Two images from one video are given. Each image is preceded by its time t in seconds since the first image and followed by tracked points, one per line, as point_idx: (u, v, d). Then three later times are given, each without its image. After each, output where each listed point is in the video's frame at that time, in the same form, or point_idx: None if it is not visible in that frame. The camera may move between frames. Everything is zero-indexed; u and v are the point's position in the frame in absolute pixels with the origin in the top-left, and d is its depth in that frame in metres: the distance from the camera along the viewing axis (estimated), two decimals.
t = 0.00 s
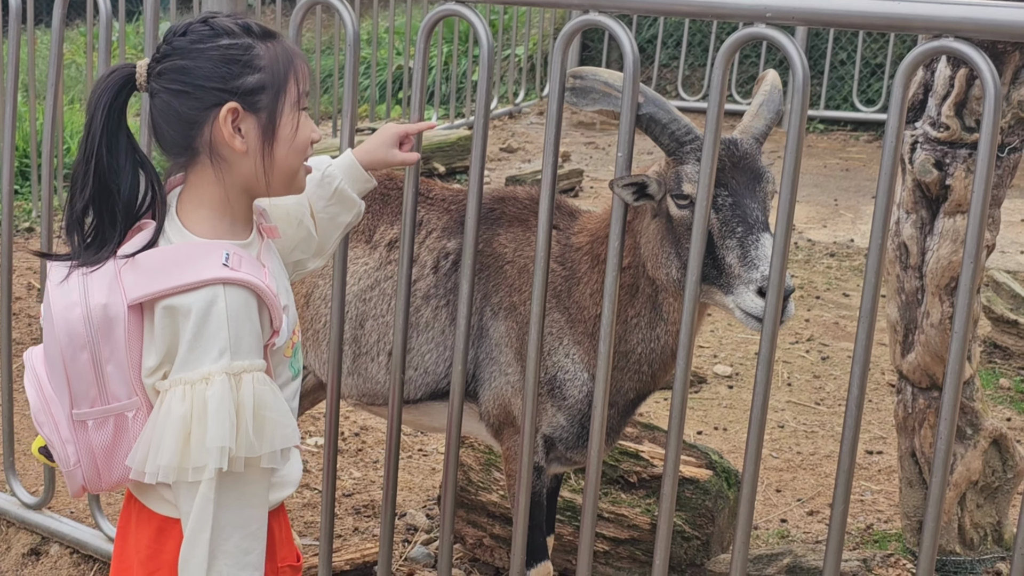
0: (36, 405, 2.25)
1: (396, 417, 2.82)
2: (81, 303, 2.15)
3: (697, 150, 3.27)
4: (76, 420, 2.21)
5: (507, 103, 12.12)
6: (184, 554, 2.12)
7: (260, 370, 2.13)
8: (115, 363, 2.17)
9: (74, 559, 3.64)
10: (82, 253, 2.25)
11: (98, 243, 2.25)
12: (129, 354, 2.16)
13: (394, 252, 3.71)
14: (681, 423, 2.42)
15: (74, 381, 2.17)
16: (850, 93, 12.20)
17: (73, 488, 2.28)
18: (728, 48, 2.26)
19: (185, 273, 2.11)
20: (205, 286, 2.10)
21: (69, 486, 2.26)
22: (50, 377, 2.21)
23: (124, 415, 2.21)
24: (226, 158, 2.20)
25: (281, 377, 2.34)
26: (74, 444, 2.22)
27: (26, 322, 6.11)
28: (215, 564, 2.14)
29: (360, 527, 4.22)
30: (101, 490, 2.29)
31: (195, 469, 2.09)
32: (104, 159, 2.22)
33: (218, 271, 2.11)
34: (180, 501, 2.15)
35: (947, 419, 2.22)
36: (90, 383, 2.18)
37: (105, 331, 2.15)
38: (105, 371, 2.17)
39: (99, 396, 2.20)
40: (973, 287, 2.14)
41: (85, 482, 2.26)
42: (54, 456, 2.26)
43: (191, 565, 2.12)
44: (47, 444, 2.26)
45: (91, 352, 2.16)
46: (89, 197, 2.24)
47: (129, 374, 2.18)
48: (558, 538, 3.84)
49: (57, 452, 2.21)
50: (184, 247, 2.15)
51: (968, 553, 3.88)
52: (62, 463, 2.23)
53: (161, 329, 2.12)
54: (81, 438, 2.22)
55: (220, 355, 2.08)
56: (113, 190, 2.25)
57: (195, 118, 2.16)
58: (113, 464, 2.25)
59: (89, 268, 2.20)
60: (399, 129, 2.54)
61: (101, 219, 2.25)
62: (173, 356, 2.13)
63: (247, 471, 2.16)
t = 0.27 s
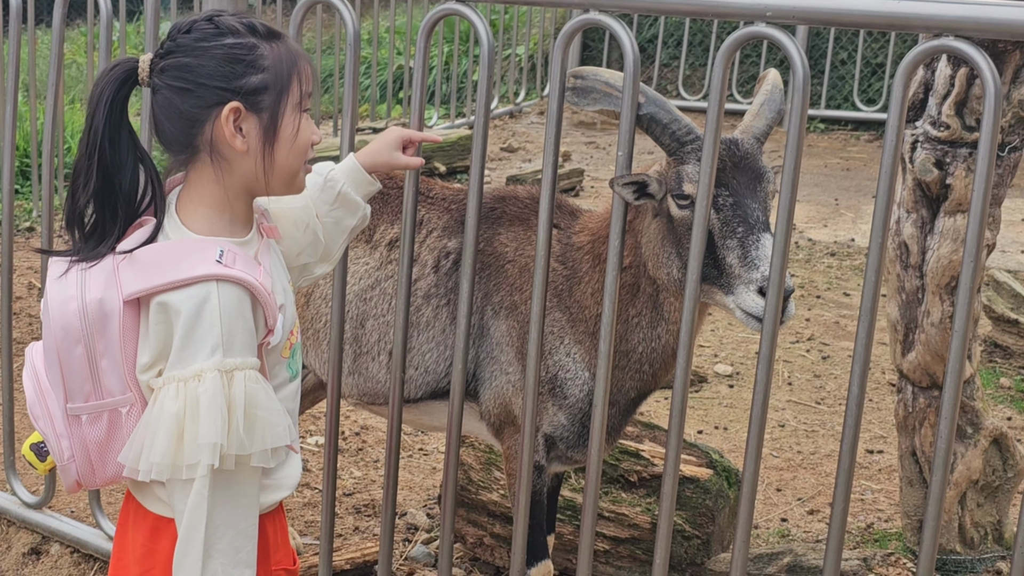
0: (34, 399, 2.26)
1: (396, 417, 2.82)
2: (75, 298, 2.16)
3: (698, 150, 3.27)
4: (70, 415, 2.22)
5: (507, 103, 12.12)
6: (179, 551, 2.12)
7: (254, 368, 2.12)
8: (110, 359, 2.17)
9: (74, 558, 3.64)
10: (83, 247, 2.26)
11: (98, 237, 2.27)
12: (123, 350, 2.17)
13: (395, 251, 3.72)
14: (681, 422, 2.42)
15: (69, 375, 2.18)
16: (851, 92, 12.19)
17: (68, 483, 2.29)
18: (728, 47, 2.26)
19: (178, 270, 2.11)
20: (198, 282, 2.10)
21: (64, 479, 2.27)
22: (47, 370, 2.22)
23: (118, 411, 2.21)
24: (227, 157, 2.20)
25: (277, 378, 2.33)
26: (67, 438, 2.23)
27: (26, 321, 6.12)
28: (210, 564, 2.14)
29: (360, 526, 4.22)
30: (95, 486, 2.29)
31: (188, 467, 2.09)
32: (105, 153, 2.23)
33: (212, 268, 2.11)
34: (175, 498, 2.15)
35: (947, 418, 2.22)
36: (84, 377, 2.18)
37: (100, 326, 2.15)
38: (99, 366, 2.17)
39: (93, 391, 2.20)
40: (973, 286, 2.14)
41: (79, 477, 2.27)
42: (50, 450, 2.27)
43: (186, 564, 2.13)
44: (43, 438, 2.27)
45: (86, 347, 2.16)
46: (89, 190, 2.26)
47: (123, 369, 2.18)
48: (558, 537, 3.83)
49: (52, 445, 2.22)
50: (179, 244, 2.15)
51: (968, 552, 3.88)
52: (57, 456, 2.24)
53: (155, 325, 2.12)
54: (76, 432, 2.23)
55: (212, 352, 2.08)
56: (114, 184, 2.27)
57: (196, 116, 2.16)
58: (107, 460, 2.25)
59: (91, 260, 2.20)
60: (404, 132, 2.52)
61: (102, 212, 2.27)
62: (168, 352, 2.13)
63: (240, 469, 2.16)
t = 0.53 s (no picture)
0: (32, 398, 2.27)
1: (396, 418, 2.82)
2: (68, 295, 2.17)
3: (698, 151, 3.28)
4: (65, 412, 2.22)
5: (508, 104, 12.13)
6: (184, 549, 2.12)
7: (246, 358, 2.11)
8: (103, 353, 2.17)
9: (75, 559, 3.64)
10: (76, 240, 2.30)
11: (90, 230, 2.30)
12: (115, 346, 2.17)
13: (395, 253, 3.72)
14: (681, 423, 2.42)
15: (63, 371, 2.18)
16: (852, 93, 12.19)
17: (64, 482, 2.28)
18: (728, 48, 2.26)
19: (167, 264, 2.11)
20: (187, 275, 2.10)
21: (61, 477, 2.27)
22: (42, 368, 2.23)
23: (112, 407, 2.21)
24: (204, 160, 2.21)
25: (272, 376, 2.31)
26: (62, 436, 2.22)
27: (27, 322, 6.12)
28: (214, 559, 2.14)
29: (361, 527, 4.22)
30: (92, 486, 2.29)
31: (184, 462, 2.08)
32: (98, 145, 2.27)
33: (201, 260, 2.11)
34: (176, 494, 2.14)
35: (947, 419, 2.22)
36: (78, 373, 2.19)
37: (92, 322, 2.16)
38: (93, 362, 2.18)
39: (88, 387, 2.20)
40: (973, 286, 2.14)
41: (76, 476, 2.26)
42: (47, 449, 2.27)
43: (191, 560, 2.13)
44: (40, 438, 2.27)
45: (78, 343, 2.16)
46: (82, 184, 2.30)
47: (117, 364, 2.18)
48: (559, 538, 3.84)
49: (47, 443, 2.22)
50: (165, 238, 2.15)
51: (969, 553, 3.88)
52: (53, 454, 2.24)
53: (147, 320, 2.13)
54: (70, 429, 2.23)
55: (203, 344, 2.07)
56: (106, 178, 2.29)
57: (171, 118, 2.18)
58: (103, 458, 2.25)
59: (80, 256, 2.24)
60: (408, 132, 2.52)
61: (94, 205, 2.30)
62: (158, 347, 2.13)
63: (238, 460, 2.15)
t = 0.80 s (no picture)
0: (30, 397, 2.27)
1: (397, 420, 2.82)
2: (61, 292, 2.17)
3: (698, 154, 3.29)
4: (59, 409, 2.21)
5: (510, 106, 12.14)
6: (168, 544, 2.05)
7: (231, 351, 2.07)
8: (95, 348, 2.17)
9: (76, 561, 3.65)
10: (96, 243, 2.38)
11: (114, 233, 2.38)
12: (108, 342, 2.17)
13: (395, 256, 3.73)
14: (682, 425, 2.42)
15: (54, 365, 2.18)
16: (854, 95, 12.19)
17: (61, 481, 2.28)
18: (728, 50, 2.26)
19: (155, 257, 2.11)
20: (174, 268, 2.09)
21: (56, 475, 2.26)
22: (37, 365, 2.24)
23: (103, 403, 2.20)
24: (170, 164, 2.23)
25: (265, 377, 2.26)
26: (57, 434, 2.22)
27: (29, 325, 6.13)
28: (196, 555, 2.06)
29: (362, 529, 4.22)
30: (88, 484, 2.27)
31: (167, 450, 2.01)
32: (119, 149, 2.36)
33: (186, 253, 2.11)
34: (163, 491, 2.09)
35: (947, 421, 2.22)
36: (72, 368, 2.19)
37: (84, 317, 2.16)
38: (85, 358, 2.18)
39: (81, 382, 2.20)
40: (972, 288, 2.14)
41: (71, 473, 2.25)
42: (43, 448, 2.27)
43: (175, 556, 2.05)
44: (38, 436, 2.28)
45: (70, 337, 2.17)
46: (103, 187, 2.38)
47: (108, 359, 2.17)
48: (560, 540, 3.84)
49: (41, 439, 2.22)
50: (155, 235, 2.16)
51: (970, 555, 3.87)
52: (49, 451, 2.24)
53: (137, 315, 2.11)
54: (64, 426, 2.22)
55: (188, 335, 2.04)
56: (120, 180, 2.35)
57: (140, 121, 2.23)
58: (97, 455, 2.24)
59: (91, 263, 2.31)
60: (394, 126, 2.55)
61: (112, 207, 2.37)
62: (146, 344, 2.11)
63: (226, 455, 2.09)
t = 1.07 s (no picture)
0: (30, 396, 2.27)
1: (397, 423, 2.82)
2: (59, 292, 2.18)
3: (699, 158, 3.30)
4: (56, 409, 2.21)
5: (512, 108, 12.14)
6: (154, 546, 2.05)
7: (220, 353, 2.07)
8: (91, 349, 2.17)
9: (77, 563, 3.65)
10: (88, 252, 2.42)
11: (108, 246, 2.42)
12: (105, 344, 2.17)
13: (396, 259, 3.74)
14: (682, 428, 2.42)
15: (51, 365, 2.18)
16: (856, 98, 12.20)
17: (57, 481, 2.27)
18: (729, 52, 2.26)
19: (149, 259, 2.12)
20: (167, 269, 2.10)
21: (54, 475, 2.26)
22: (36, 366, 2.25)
23: (100, 404, 2.20)
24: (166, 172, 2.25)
25: (260, 382, 2.24)
26: (55, 433, 2.22)
27: (31, 327, 6.14)
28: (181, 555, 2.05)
29: (363, 531, 4.23)
30: (85, 485, 2.27)
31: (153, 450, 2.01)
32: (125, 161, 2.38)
33: (178, 255, 2.12)
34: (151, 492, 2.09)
35: (947, 423, 2.22)
36: (70, 368, 2.19)
37: (81, 318, 2.17)
38: (82, 358, 2.18)
39: (79, 383, 2.20)
40: (972, 290, 2.14)
41: (68, 474, 2.25)
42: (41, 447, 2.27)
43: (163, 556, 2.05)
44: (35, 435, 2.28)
45: (67, 338, 2.17)
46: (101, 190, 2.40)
47: (104, 360, 2.17)
48: (560, 542, 3.84)
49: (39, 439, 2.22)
50: (150, 238, 2.17)
51: (971, 557, 3.87)
52: (46, 451, 2.24)
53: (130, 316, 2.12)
54: (62, 427, 2.22)
55: (177, 337, 2.05)
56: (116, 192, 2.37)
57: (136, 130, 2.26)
58: (93, 456, 2.23)
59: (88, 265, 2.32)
60: (406, 134, 2.55)
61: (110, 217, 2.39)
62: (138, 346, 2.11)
63: (215, 459, 2.08)
